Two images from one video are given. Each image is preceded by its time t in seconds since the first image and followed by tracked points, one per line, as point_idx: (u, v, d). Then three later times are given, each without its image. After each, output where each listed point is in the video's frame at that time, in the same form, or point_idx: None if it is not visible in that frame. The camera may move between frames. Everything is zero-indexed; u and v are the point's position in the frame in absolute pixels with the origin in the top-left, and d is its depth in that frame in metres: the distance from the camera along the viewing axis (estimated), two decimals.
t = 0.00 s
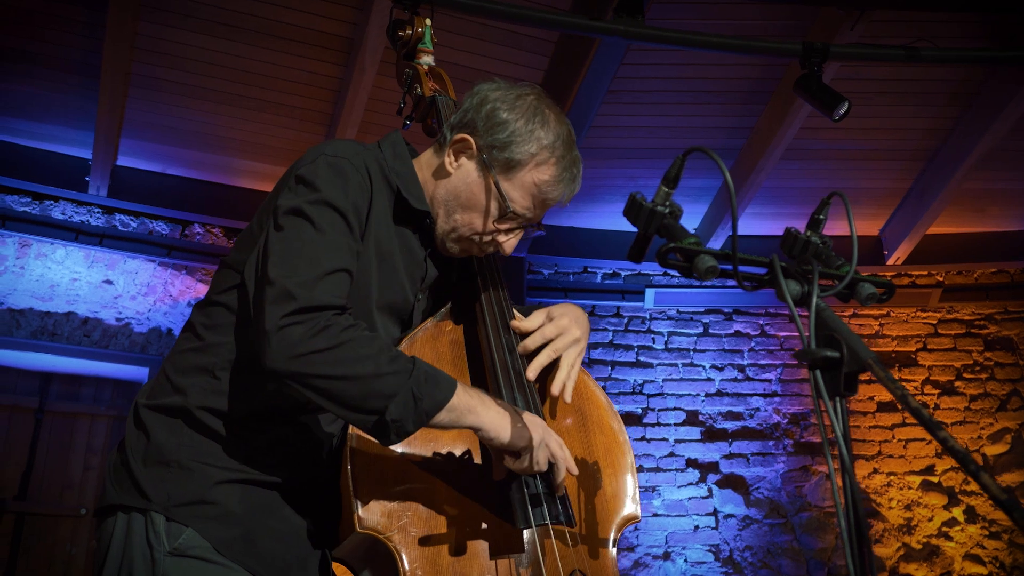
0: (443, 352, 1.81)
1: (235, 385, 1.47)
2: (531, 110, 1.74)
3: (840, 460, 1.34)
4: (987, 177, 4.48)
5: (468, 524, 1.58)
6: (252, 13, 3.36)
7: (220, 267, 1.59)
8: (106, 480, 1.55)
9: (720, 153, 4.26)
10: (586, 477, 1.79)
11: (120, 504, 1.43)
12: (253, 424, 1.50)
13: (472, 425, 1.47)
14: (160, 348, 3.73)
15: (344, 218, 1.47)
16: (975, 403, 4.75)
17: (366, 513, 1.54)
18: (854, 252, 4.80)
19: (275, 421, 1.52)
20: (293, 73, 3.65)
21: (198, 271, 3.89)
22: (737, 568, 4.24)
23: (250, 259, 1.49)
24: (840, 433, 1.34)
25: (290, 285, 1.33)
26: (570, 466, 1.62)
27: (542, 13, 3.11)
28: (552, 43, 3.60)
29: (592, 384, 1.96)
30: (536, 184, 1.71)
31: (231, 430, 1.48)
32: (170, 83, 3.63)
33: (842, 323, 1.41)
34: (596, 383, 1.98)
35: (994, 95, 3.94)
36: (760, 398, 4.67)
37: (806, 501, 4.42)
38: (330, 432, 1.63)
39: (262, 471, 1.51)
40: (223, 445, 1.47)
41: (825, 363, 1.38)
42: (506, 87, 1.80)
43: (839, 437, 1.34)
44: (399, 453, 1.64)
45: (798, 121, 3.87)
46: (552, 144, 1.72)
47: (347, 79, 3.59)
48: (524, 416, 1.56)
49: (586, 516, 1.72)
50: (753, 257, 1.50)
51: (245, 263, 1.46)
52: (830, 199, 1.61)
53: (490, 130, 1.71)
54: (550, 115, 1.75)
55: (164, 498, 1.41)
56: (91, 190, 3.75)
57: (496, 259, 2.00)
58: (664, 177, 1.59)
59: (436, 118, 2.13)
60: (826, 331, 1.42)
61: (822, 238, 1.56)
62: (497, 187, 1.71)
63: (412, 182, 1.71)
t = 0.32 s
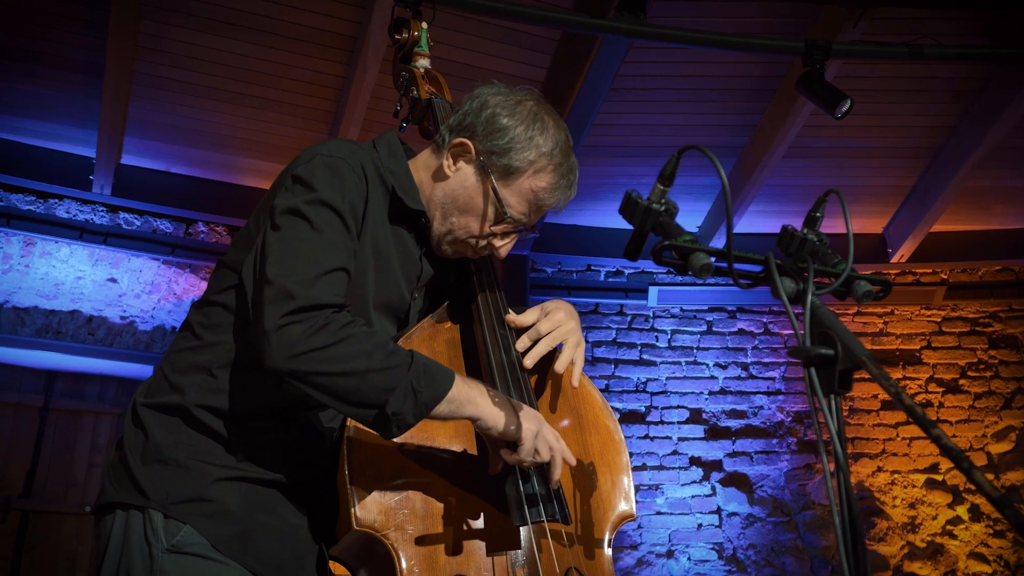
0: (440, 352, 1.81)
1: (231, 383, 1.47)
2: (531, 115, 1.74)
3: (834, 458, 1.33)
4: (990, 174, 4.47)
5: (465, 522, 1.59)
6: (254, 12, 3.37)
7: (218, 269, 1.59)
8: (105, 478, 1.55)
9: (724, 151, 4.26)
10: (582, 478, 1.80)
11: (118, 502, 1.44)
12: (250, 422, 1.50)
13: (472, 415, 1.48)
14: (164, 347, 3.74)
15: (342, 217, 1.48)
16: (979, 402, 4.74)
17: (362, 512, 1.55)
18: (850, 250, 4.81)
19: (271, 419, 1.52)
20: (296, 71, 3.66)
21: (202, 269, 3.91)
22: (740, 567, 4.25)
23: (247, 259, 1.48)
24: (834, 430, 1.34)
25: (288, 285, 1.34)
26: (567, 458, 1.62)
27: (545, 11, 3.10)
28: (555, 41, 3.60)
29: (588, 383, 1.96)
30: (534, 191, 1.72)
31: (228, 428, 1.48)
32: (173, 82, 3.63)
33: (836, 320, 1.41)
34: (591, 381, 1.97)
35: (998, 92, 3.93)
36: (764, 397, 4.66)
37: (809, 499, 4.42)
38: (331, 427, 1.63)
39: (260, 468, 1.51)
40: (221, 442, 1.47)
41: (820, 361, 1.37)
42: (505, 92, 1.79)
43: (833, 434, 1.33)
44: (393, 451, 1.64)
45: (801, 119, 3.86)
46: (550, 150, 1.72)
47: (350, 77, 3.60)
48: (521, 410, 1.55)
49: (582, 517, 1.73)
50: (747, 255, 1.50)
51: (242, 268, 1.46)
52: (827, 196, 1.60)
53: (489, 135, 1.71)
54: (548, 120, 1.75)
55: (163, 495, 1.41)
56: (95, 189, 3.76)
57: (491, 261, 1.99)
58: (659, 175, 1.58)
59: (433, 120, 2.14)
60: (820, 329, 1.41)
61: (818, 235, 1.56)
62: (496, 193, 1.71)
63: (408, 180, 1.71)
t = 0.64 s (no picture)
0: (437, 349, 1.81)
1: (226, 380, 1.47)
2: (531, 115, 1.75)
3: (831, 456, 1.32)
4: (997, 172, 4.45)
5: (462, 518, 1.60)
6: (258, 9, 3.37)
7: (218, 262, 1.59)
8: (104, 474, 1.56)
9: (730, 148, 4.24)
10: (582, 474, 1.81)
11: (117, 497, 1.44)
12: (248, 418, 1.50)
13: (447, 422, 1.48)
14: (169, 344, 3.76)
15: (331, 214, 1.48)
16: (985, 400, 4.73)
17: (360, 508, 1.55)
18: (850, 247, 4.78)
19: (268, 415, 1.52)
20: (300, 68, 3.66)
21: (207, 267, 3.93)
22: (745, 564, 4.24)
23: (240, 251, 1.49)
24: (832, 427, 1.32)
25: (271, 285, 1.34)
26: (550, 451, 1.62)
27: (549, 7, 3.10)
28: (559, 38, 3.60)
29: (585, 379, 1.97)
30: (532, 189, 1.72)
31: (226, 424, 1.48)
32: (177, 79, 3.64)
33: (834, 316, 1.40)
34: (589, 376, 1.98)
35: (1005, 89, 3.92)
36: (769, 394, 4.66)
37: (814, 497, 4.42)
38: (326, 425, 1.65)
39: (257, 463, 1.51)
40: (219, 438, 1.48)
41: (816, 357, 1.36)
42: (506, 91, 1.80)
43: (830, 431, 1.32)
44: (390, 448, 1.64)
45: (805, 116, 3.86)
46: (549, 150, 1.73)
47: (354, 74, 3.60)
48: (502, 408, 1.58)
49: (582, 514, 1.74)
50: (746, 251, 1.49)
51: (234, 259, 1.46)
52: (827, 192, 1.60)
53: (489, 133, 1.72)
54: (547, 121, 1.76)
55: (161, 491, 1.41)
56: (101, 186, 3.77)
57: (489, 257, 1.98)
58: (657, 171, 1.58)
59: (431, 117, 2.14)
60: (818, 325, 1.40)
61: (818, 231, 1.56)
62: (495, 191, 1.71)
63: (405, 178, 1.71)
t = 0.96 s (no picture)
0: (438, 345, 1.81)
1: (223, 375, 1.48)
2: (536, 117, 1.75)
3: (831, 452, 1.32)
4: (1006, 168, 4.42)
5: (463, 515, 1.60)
6: (264, 5, 3.38)
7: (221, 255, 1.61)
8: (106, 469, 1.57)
9: (738, 145, 4.23)
10: (583, 471, 1.81)
11: (119, 492, 1.45)
12: (248, 414, 1.51)
13: (426, 426, 1.49)
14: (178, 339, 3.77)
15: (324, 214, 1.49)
16: (994, 397, 4.71)
17: (361, 503, 1.55)
18: (849, 242, 4.75)
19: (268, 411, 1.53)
20: (306, 65, 3.66)
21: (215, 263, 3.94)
22: (752, 561, 4.24)
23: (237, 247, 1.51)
24: (831, 423, 1.33)
25: (249, 289, 1.36)
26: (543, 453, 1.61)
27: (555, 3, 3.10)
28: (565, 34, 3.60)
29: (587, 375, 1.97)
30: (536, 191, 1.72)
31: (227, 419, 1.49)
32: (184, 75, 3.65)
33: (833, 312, 1.40)
34: (590, 372, 1.98)
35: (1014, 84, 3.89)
36: (776, 391, 4.65)
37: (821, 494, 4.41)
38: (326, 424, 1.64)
39: (256, 458, 1.51)
40: (221, 434, 1.49)
41: (815, 352, 1.37)
42: (511, 91, 1.80)
43: (829, 426, 1.33)
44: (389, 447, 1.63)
45: (813, 112, 3.84)
46: (554, 152, 1.73)
47: (360, 70, 3.61)
48: (493, 407, 1.59)
49: (582, 510, 1.74)
50: (746, 247, 1.48)
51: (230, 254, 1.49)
52: (827, 188, 1.59)
53: (495, 133, 1.72)
54: (552, 122, 1.76)
55: (162, 486, 1.42)
56: (109, 182, 3.79)
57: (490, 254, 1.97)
58: (657, 166, 1.57)
59: (434, 114, 2.14)
60: (817, 321, 1.40)
61: (819, 227, 1.55)
62: (498, 191, 1.72)
63: (407, 177, 1.72)
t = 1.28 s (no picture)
0: (442, 346, 1.81)
1: (226, 375, 1.49)
2: (538, 117, 1.75)
3: (830, 453, 1.32)
4: (1013, 165, 4.40)
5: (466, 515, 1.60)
6: (268, 7, 3.39)
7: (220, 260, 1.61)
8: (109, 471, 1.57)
9: (741, 144, 4.21)
10: (587, 471, 1.81)
11: (121, 493, 1.46)
12: (250, 413, 1.51)
13: (436, 410, 1.50)
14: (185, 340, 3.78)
15: (325, 213, 1.50)
16: (1002, 395, 4.69)
17: (364, 503, 1.56)
18: (850, 241, 4.72)
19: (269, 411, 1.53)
20: (310, 66, 3.67)
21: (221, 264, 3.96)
22: (759, 561, 4.23)
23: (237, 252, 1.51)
24: (830, 422, 1.33)
25: (254, 291, 1.36)
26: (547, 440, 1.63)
27: (559, 3, 3.09)
28: (569, 34, 3.60)
29: (591, 375, 1.98)
30: (537, 193, 1.73)
31: (228, 419, 1.50)
32: (189, 77, 3.66)
33: (832, 311, 1.40)
34: (593, 372, 1.99)
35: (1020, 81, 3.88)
36: (783, 390, 4.64)
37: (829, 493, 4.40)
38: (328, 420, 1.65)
39: (255, 458, 1.51)
40: (222, 434, 1.49)
41: (814, 351, 1.36)
42: (513, 91, 1.81)
43: (828, 425, 1.32)
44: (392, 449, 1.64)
45: (818, 111, 3.82)
46: (556, 152, 1.74)
47: (365, 71, 3.61)
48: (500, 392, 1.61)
49: (586, 511, 1.74)
50: (744, 247, 1.48)
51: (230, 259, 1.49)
52: (828, 186, 1.58)
53: (496, 134, 1.72)
54: (552, 121, 1.77)
55: (163, 487, 1.43)
56: (115, 184, 3.80)
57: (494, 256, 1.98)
58: (656, 166, 1.57)
59: (437, 114, 2.15)
60: (816, 320, 1.40)
61: (819, 226, 1.54)
62: (500, 192, 1.72)
63: (407, 177, 1.72)
